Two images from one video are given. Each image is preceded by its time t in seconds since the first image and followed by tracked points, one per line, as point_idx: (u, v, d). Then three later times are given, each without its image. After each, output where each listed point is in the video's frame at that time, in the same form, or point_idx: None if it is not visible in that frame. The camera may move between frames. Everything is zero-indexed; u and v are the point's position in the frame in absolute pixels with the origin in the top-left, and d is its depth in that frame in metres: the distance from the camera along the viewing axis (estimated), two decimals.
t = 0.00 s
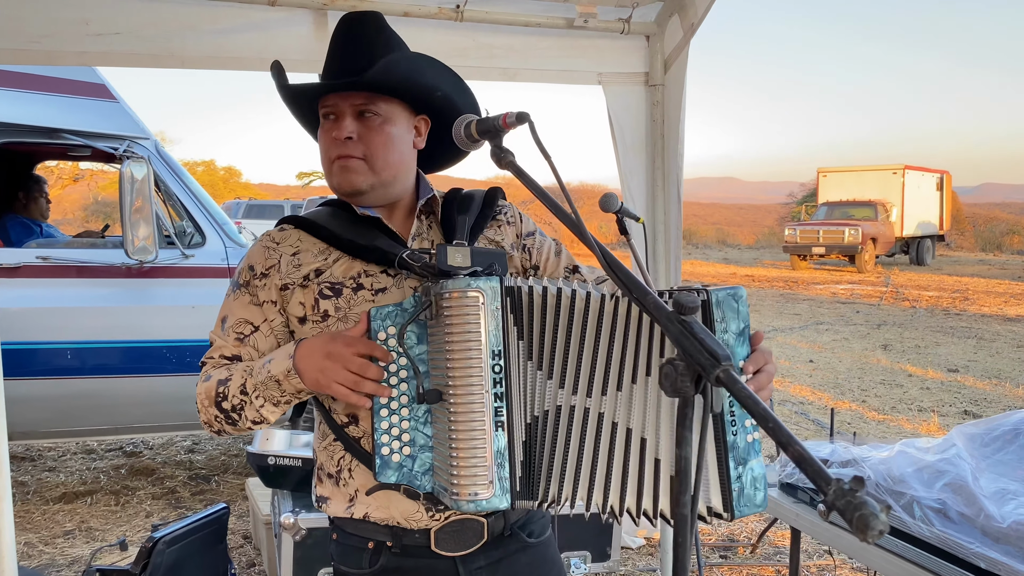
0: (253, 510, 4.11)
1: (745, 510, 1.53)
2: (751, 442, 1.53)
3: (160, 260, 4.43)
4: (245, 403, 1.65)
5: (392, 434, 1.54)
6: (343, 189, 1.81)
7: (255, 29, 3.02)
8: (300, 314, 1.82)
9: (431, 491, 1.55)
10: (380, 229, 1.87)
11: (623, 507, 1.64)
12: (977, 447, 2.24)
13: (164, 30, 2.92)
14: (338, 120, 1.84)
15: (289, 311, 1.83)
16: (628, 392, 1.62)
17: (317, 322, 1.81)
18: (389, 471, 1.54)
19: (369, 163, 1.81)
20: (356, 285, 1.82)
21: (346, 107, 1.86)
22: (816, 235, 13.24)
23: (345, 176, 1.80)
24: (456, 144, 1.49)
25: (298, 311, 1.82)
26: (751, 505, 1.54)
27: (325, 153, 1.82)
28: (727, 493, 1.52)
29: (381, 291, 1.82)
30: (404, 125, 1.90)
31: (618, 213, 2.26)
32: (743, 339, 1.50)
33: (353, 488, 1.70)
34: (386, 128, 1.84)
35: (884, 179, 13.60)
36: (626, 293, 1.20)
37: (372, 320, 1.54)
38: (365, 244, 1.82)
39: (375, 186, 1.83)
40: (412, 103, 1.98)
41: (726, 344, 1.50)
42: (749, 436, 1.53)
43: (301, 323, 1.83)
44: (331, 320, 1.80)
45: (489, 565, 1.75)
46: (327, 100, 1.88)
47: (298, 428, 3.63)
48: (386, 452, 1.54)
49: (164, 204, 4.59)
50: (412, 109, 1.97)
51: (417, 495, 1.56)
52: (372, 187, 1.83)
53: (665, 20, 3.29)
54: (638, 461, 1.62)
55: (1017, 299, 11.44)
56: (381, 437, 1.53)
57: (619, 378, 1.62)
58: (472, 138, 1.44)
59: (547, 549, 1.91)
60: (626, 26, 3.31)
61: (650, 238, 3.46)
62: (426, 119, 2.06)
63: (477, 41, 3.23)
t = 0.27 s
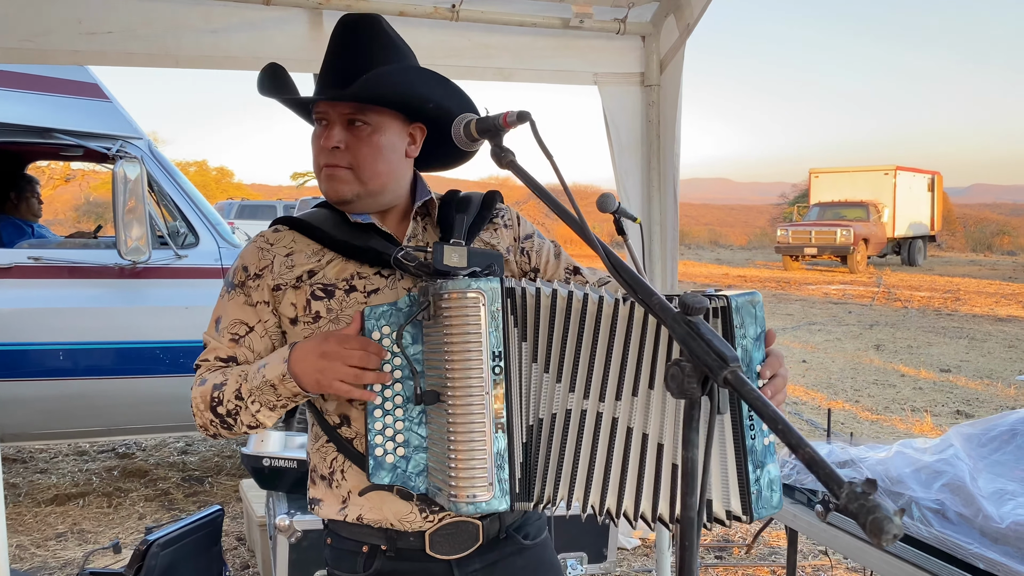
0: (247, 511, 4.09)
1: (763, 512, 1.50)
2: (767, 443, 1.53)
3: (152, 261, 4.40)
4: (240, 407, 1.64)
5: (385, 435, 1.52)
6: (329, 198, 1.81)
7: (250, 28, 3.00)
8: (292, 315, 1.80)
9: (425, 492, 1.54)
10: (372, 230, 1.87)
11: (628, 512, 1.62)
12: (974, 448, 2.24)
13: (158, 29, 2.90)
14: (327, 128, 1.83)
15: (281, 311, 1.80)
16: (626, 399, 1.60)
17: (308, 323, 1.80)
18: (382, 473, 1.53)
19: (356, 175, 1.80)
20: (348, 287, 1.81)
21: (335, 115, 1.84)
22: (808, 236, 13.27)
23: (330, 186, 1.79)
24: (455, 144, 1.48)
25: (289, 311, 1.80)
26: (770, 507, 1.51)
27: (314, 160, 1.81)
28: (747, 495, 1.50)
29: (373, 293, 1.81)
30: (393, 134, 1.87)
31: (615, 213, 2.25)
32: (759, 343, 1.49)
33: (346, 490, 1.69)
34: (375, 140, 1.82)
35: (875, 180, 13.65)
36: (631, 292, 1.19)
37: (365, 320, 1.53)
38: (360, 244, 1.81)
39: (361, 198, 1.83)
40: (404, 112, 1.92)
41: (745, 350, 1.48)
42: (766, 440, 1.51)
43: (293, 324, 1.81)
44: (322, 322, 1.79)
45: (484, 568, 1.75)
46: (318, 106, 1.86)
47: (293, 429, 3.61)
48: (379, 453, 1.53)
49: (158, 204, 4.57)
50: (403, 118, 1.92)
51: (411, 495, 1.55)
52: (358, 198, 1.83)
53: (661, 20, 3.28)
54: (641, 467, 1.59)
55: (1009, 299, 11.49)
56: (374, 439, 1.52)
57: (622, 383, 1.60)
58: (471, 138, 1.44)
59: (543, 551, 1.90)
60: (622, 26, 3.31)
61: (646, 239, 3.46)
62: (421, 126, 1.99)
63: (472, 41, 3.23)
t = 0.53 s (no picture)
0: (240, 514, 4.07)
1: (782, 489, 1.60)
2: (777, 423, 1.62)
3: (144, 261, 4.37)
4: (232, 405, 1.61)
5: (385, 433, 1.51)
6: (322, 189, 1.77)
7: (243, 27, 2.98)
8: (285, 313, 1.77)
9: (426, 490, 1.52)
10: (367, 227, 1.85)
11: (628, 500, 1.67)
12: (971, 448, 2.24)
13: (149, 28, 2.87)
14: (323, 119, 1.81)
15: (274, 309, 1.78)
16: (637, 391, 1.63)
17: (302, 322, 1.77)
18: (383, 472, 1.51)
19: (352, 165, 1.77)
20: (343, 284, 1.79)
21: (332, 107, 1.82)
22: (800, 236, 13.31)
23: (325, 176, 1.76)
24: (453, 143, 1.47)
25: (282, 310, 1.78)
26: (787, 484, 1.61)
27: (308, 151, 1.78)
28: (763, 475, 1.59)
29: (369, 290, 1.79)
30: (390, 129, 1.86)
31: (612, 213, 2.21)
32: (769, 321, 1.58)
33: (343, 491, 1.67)
34: (372, 132, 1.80)
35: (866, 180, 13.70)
36: (633, 292, 1.20)
37: (362, 317, 1.51)
38: (354, 242, 1.80)
39: (355, 190, 1.80)
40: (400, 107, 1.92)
41: (757, 329, 1.56)
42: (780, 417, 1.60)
43: (285, 323, 1.78)
44: (317, 320, 1.77)
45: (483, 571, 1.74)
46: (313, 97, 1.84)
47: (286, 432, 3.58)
48: (379, 452, 1.51)
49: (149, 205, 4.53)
50: (400, 113, 1.91)
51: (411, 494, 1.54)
52: (352, 190, 1.79)
53: (656, 20, 3.28)
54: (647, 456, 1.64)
55: (999, 299, 11.50)
56: (374, 437, 1.50)
57: (634, 375, 1.64)
58: (469, 136, 1.42)
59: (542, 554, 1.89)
60: (616, 26, 3.29)
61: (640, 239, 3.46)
62: (416, 124, 1.99)
63: (467, 40, 3.21)
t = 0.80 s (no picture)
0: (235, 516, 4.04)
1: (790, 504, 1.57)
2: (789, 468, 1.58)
3: (137, 262, 4.35)
4: (231, 423, 1.61)
5: (379, 448, 1.50)
6: (321, 197, 1.76)
7: (238, 26, 2.96)
8: (275, 326, 1.76)
9: (423, 503, 1.52)
10: (359, 235, 1.83)
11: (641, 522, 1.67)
12: (969, 449, 2.24)
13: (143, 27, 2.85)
14: (322, 125, 1.80)
15: (264, 323, 1.77)
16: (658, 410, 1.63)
17: (292, 335, 1.75)
18: (378, 486, 1.50)
19: (352, 175, 1.77)
20: (332, 295, 1.77)
21: (331, 112, 1.81)
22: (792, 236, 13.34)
23: (325, 185, 1.76)
24: (455, 143, 1.45)
25: (272, 323, 1.76)
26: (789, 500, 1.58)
27: (306, 157, 1.78)
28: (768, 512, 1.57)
29: (359, 301, 1.77)
30: (389, 134, 1.86)
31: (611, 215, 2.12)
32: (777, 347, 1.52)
33: (338, 504, 1.65)
34: (372, 139, 1.80)
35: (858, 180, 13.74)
36: (640, 293, 1.20)
37: (355, 330, 1.49)
38: (344, 252, 1.78)
39: (353, 199, 1.79)
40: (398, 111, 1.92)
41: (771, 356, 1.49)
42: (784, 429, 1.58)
43: (278, 336, 1.77)
44: (307, 332, 1.75)
45: None
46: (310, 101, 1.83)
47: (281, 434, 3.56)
48: (375, 467, 1.50)
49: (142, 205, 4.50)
50: (398, 118, 1.92)
51: (408, 507, 1.53)
52: (350, 200, 1.79)
53: (651, 20, 3.27)
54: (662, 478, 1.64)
55: (989, 298, 11.43)
56: (368, 452, 1.49)
57: (654, 405, 1.62)
58: (471, 135, 1.40)
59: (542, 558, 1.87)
60: (611, 25, 3.30)
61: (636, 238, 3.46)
62: (413, 129, 2.00)
63: (462, 39, 3.20)
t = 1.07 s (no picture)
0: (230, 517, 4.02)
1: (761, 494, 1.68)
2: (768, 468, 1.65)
3: (132, 262, 4.32)
4: (232, 423, 1.58)
5: (384, 446, 1.48)
6: (337, 178, 1.74)
7: (233, 25, 2.95)
8: (285, 323, 1.76)
9: (423, 505, 1.49)
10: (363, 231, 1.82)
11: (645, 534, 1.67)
12: (969, 448, 2.23)
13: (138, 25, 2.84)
14: (333, 106, 1.82)
15: (272, 322, 1.76)
16: (679, 422, 1.61)
17: (303, 332, 1.76)
18: (378, 484, 1.49)
19: (367, 154, 1.77)
20: (343, 291, 1.76)
21: (343, 93, 1.85)
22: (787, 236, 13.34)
23: (343, 164, 1.74)
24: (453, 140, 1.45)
25: (282, 320, 1.76)
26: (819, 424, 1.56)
27: (321, 138, 1.77)
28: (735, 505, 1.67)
29: (370, 297, 1.77)
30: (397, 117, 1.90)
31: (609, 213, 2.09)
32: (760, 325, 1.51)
33: (340, 508, 1.64)
34: (385, 118, 1.83)
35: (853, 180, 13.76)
36: (647, 293, 1.19)
37: (366, 328, 1.50)
38: (352, 246, 1.76)
39: (368, 179, 1.78)
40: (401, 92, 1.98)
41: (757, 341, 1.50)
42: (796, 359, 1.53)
43: (285, 335, 1.77)
44: (319, 329, 1.75)
45: None
46: (321, 84, 1.86)
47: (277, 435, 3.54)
48: (376, 464, 1.49)
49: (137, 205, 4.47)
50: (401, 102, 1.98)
51: (407, 510, 1.50)
52: (365, 181, 1.78)
53: (649, 19, 3.26)
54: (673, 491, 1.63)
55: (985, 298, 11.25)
56: (374, 451, 1.48)
57: (659, 412, 1.61)
58: (471, 134, 1.40)
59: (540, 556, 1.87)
60: (609, 24, 3.28)
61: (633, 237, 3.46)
62: (412, 114, 2.10)
63: (458, 38, 3.19)
